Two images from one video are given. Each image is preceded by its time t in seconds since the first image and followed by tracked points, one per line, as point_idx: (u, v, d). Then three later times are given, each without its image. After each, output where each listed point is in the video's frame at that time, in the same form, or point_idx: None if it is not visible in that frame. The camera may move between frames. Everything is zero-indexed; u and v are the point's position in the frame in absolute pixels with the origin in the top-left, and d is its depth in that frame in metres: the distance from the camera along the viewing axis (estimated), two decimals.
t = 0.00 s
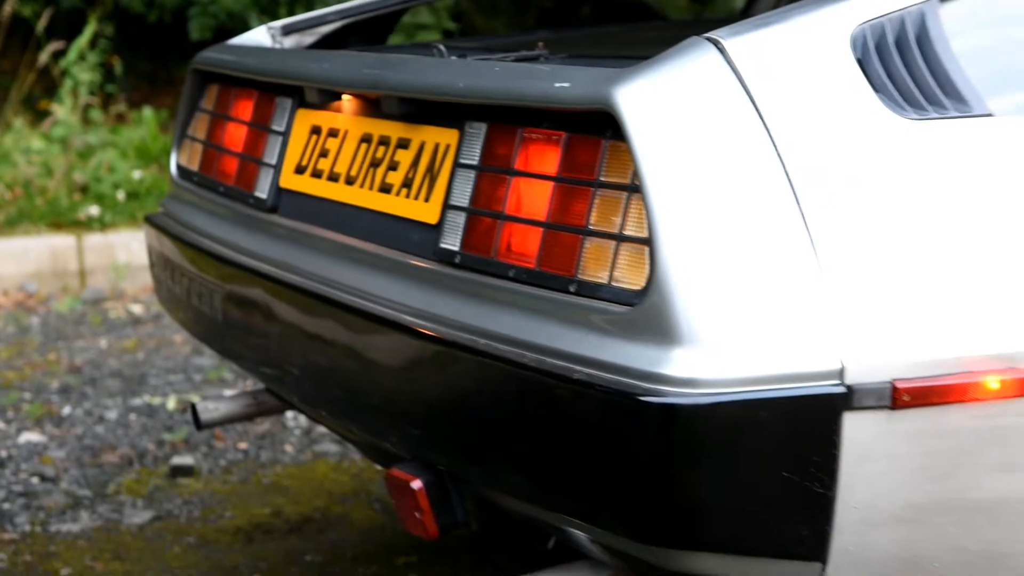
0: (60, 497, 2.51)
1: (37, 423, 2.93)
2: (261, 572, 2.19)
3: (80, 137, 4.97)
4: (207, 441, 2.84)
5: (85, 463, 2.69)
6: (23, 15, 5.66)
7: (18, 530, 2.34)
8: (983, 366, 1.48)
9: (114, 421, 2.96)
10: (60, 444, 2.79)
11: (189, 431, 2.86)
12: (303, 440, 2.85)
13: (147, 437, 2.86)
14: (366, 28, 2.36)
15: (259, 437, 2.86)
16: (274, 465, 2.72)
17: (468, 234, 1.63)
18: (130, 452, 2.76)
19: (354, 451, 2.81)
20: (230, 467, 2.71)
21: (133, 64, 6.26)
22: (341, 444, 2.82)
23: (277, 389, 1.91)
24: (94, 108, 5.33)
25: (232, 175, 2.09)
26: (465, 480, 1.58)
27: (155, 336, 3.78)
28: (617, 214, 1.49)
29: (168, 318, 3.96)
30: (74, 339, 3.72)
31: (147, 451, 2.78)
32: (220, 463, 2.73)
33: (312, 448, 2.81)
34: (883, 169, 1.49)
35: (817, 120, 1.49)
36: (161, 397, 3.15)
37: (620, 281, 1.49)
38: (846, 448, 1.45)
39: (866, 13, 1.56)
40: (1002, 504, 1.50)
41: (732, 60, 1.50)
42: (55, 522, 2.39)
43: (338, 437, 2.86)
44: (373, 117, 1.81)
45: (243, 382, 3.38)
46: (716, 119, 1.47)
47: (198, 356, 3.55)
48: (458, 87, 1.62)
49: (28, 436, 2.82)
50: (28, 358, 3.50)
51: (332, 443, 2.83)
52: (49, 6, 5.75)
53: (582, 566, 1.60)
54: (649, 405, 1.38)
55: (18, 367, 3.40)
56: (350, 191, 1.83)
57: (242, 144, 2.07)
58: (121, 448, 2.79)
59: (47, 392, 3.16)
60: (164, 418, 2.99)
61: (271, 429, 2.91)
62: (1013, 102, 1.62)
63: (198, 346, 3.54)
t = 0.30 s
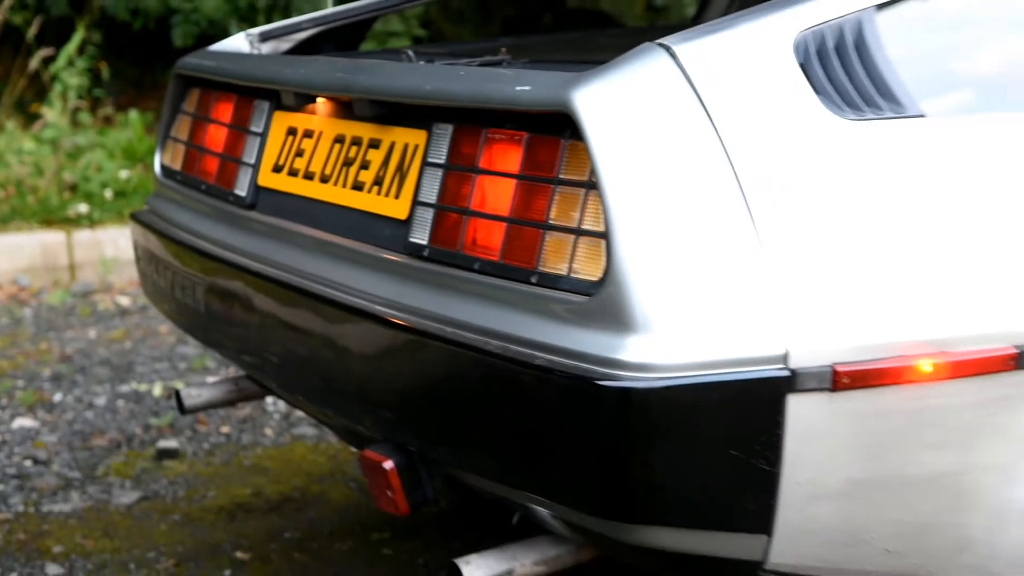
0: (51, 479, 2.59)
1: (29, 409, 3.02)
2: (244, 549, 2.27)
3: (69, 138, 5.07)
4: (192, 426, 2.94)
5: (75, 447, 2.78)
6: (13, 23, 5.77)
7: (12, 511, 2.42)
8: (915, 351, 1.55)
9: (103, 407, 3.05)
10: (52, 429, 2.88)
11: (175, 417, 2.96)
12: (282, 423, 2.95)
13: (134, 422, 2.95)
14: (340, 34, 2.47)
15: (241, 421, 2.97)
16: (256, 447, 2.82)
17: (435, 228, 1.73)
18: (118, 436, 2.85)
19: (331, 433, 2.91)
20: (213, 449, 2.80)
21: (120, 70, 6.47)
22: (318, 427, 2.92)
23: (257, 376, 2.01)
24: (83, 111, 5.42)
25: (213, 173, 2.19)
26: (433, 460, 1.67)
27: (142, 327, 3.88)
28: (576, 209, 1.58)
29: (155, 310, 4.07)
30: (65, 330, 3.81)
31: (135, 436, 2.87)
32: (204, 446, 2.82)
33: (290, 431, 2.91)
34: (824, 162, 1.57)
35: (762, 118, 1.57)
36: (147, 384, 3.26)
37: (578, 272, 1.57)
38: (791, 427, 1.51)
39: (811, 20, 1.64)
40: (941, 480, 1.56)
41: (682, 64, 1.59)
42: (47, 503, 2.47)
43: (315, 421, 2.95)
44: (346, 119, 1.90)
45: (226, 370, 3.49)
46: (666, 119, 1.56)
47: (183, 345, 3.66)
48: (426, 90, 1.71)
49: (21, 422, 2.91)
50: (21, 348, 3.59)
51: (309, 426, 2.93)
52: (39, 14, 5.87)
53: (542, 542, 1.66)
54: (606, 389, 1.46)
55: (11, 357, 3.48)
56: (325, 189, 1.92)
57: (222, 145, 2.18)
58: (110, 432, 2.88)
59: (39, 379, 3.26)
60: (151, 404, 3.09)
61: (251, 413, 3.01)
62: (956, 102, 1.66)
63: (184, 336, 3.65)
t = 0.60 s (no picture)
0: (47, 465, 2.68)
1: (26, 399, 3.11)
2: (231, 530, 2.33)
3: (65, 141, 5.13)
4: (182, 415, 3.04)
5: (71, 435, 2.87)
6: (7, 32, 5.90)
7: (10, 495, 2.49)
8: (863, 339, 1.63)
9: (96, 396, 3.15)
10: (48, 418, 2.97)
11: (165, 406, 3.06)
12: (267, 411, 3.05)
13: (127, 411, 3.05)
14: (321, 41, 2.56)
15: (228, 410, 3.06)
16: (241, 434, 2.91)
17: (411, 226, 1.82)
18: (111, 424, 2.94)
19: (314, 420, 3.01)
20: (203, 436, 2.89)
21: (111, 77, 6.59)
22: (302, 415, 3.02)
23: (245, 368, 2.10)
24: (77, 116, 5.52)
25: (200, 175, 2.29)
26: (410, 444, 1.77)
27: (134, 321, 3.98)
28: (543, 208, 1.66)
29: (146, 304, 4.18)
30: (60, 323, 3.90)
31: (127, 424, 2.96)
32: (194, 433, 2.92)
33: (276, 419, 3.01)
34: (777, 160, 1.66)
35: (719, 120, 1.66)
36: (139, 375, 3.36)
37: (546, 268, 1.65)
38: (745, 414, 1.61)
39: (763, 28, 1.72)
40: (887, 462, 1.65)
41: (643, 71, 1.67)
42: (44, 488, 2.54)
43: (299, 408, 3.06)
44: (325, 123, 2.00)
45: (214, 361, 3.60)
46: (626, 121, 1.63)
47: (172, 338, 3.76)
48: (401, 95, 1.80)
49: (18, 411, 3.00)
50: (18, 341, 3.68)
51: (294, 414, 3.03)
52: (33, 25, 6.05)
53: (512, 521, 1.76)
54: (573, 376, 1.53)
55: (8, 349, 3.57)
56: (306, 189, 2.02)
57: (209, 148, 2.28)
58: (104, 420, 2.98)
59: (35, 371, 3.36)
60: (142, 394, 3.19)
61: (237, 401, 3.11)
62: (901, 107, 1.73)
63: (173, 328, 3.75)
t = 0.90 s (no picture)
0: (43, 454, 2.75)
1: (22, 390, 3.18)
2: (220, 516, 2.40)
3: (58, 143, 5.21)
4: (172, 405, 3.11)
5: (65, 424, 2.94)
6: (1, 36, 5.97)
7: (7, 483, 2.56)
8: (820, 330, 1.68)
9: (90, 387, 3.23)
10: (43, 409, 3.05)
11: (156, 396, 3.14)
12: (254, 402, 3.13)
13: (119, 401, 3.12)
14: (302, 48, 2.60)
15: (216, 400, 3.15)
16: (229, 423, 2.99)
17: (390, 224, 1.89)
18: (104, 414, 3.02)
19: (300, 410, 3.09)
20: (192, 426, 2.97)
21: (103, 78, 6.67)
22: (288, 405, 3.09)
23: (233, 359, 2.17)
24: (69, 118, 5.59)
25: (188, 175, 2.37)
26: (391, 431, 1.85)
27: (125, 315, 4.05)
28: (517, 205, 1.72)
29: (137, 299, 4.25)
30: (55, 318, 3.97)
31: (120, 414, 3.03)
32: (184, 423, 2.99)
33: (262, 409, 3.09)
34: (739, 158, 1.72)
35: (684, 121, 1.72)
36: (131, 366, 3.43)
37: (520, 263, 1.71)
38: (709, 402, 1.65)
39: (724, 34, 1.79)
40: (844, 445, 1.72)
41: (612, 75, 1.74)
42: (40, 476, 2.62)
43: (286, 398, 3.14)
44: (309, 125, 2.08)
45: (204, 354, 3.67)
46: (595, 121, 1.69)
47: (163, 331, 3.84)
48: (381, 98, 1.87)
49: (15, 402, 3.08)
50: (14, 335, 3.75)
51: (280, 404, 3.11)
52: (28, 31, 6.15)
53: (488, 505, 1.83)
54: (547, 366, 1.59)
55: (4, 343, 3.64)
56: (290, 188, 2.09)
57: (196, 149, 2.35)
58: (97, 411, 3.05)
59: (30, 363, 3.43)
60: (134, 385, 3.26)
61: (225, 393, 3.19)
62: (860, 108, 1.80)
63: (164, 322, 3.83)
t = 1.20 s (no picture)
0: (36, 446, 2.81)
1: (15, 384, 3.25)
2: (208, 505, 2.47)
3: (49, 146, 5.28)
4: (161, 398, 3.18)
5: (57, 417, 3.01)
6: None
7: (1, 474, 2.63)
8: (784, 322, 1.73)
9: (81, 381, 3.30)
10: (36, 402, 3.11)
11: (145, 390, 3.21)
12: (240, 395, 3.21)
13: (109, 395, 3.19)
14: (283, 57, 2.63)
15: (204, 394, 3.22)
16: (216, 416, 3.06)
17: (370, 223, 1.96)
18: (95, 408, 3.09)
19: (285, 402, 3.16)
20: (181, 418, 3.04)
21: (94, 82, 6.74)
22: (274, 397, 3.17)
23: (221, 353, 2.24)
24: (61, 122, 5.66)
25: (175, 176, 2.44)
26: (372, 420, 1.92)
27: (116, 312, 4.11)
28: (491, 205, 1.79)
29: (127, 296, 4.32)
30: (47, 314, 4.04)
31: (110, 407, 3.10)
32: (172, 415, 3.06)
33: (248, 402, 3.16)
34: (704, 157, 1.78)
35: (652, 123, 1.78)
36: (122, 361, 3.50)
37: (495, 260, 1.77)
38: (675, 393, 1.70)
39: (689, 40, 1.86)
40: (805, 434, 1.78)
41: (584, 79, 1.81)
42: (33, 467, 2.68)
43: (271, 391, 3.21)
44: (291, 128, 2.16)
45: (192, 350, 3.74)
46: (566, 123, 1.76)
47: (152, 327, 3.90)
48: (361, 101, 1.94)
49: (7, 396, 3.14)
50: (7, 331, 3.81)
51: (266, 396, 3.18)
52: (20, 37, 6.23)
53: (466, 492, 1.90)
54: (519, 359, 1.65)
55: None
56: (273, 189, 2.17)
57: (183, 151, 2.43)
58: (88, 404, 3.12)
59: (23, 358, 3.49)
60: (124, 379, 3.33)
61: (212, 386, 3.26)
62: (824, 109, 1.85)
63: (153, 318, 3.89)
